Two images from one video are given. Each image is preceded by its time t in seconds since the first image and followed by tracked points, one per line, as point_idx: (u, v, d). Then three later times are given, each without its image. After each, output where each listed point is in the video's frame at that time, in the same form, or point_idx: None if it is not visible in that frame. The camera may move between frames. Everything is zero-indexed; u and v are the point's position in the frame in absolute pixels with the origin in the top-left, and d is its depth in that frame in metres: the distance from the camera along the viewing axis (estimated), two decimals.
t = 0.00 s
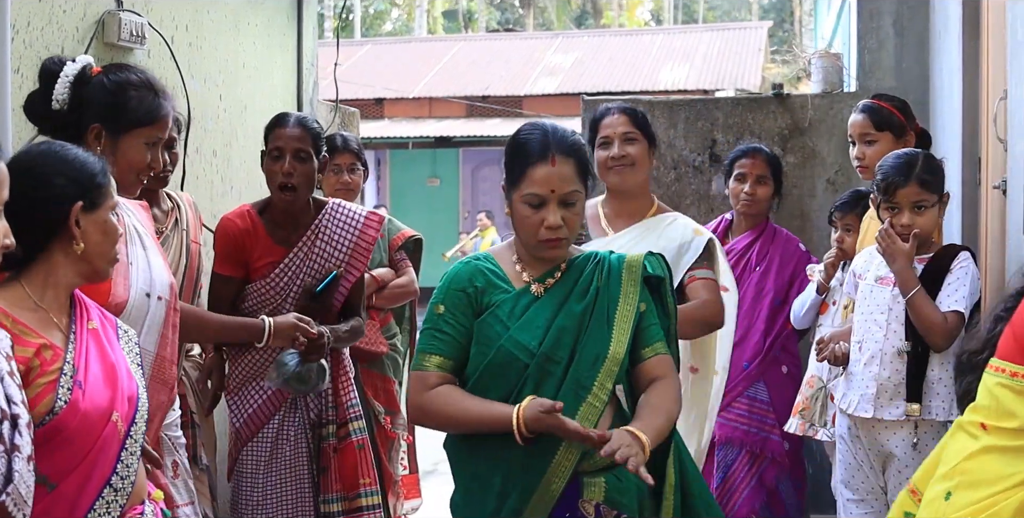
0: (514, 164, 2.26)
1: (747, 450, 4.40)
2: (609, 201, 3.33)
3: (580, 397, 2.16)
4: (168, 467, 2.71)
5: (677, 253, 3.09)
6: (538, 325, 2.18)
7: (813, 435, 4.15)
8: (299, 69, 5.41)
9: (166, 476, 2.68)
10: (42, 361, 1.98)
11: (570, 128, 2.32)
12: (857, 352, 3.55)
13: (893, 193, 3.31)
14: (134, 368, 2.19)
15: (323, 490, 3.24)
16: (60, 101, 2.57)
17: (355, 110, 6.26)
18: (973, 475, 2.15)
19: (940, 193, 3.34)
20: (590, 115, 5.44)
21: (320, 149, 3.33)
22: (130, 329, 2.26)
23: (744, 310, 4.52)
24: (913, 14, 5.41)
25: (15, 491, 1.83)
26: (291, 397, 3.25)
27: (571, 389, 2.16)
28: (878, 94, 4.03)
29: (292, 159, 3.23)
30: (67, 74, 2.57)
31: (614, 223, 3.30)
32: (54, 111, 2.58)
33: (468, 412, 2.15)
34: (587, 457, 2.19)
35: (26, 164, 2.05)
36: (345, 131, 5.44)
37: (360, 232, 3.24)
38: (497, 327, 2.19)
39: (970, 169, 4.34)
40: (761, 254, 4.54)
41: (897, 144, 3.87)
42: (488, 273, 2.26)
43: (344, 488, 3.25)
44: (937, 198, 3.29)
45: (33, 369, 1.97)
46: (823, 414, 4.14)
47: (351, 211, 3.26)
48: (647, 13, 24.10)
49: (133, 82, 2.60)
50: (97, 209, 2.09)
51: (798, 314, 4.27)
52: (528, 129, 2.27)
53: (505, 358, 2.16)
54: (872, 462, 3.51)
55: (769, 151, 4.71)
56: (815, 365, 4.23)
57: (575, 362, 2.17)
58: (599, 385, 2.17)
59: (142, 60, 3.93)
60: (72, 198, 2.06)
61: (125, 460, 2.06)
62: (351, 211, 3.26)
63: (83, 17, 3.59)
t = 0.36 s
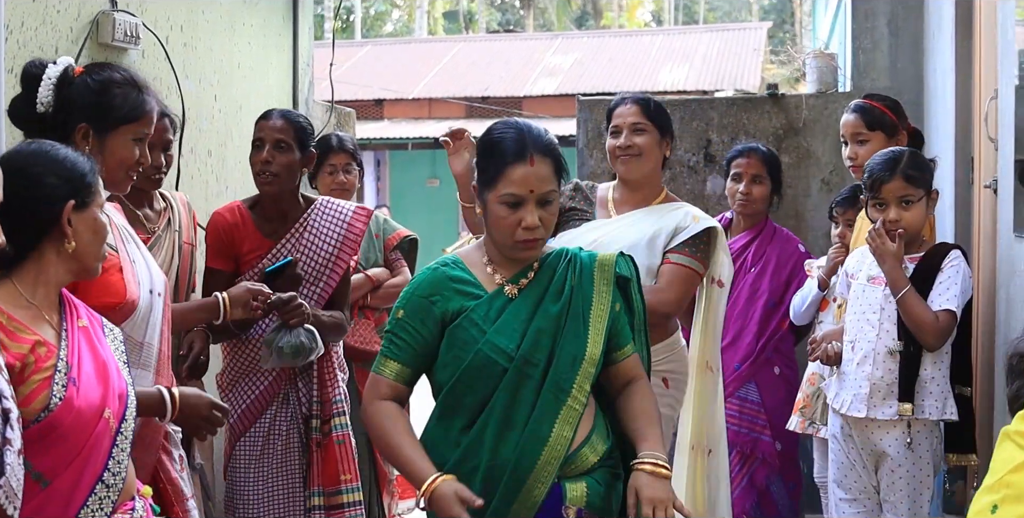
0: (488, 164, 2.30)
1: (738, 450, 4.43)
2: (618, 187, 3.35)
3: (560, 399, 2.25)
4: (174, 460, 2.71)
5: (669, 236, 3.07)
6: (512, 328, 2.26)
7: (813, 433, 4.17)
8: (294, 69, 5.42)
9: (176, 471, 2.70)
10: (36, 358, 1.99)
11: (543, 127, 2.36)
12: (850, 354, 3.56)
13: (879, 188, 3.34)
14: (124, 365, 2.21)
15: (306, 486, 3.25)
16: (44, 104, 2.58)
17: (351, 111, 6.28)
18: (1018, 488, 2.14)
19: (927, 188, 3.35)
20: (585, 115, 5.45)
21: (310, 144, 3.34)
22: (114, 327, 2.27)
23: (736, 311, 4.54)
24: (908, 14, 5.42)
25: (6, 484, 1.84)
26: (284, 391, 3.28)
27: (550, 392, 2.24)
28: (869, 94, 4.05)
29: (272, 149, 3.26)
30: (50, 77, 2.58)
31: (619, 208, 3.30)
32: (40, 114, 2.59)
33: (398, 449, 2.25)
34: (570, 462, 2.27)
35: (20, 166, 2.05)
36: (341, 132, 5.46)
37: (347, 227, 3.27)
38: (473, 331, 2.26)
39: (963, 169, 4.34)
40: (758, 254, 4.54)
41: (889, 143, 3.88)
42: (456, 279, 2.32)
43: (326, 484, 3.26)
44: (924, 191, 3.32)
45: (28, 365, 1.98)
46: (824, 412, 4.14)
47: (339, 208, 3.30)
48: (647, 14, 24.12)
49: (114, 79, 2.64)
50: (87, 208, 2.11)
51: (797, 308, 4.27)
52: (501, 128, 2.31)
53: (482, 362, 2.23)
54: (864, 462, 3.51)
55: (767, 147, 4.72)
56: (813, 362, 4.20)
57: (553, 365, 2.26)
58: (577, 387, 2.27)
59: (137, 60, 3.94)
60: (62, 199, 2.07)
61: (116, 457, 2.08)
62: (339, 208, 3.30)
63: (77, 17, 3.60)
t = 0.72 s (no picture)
0: (473, 166, 2.31)
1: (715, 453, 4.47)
2: (610, 193, 3.35)
3: (548, 401, 2.27)
4: (170, 458, 2.73)
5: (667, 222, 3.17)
6: (499, 329, 2.28)
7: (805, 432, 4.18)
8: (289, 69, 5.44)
9: (172, 469, 2.72)
10: (28, 360, 2.01)
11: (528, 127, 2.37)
12: (841, 354, 3.57)
13: (868, 191, 3.35)
14: (115, 364, 2.24)
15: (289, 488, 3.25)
16: (33, 108, 2.62)
17: (347, 111, 6.30)
18: None
19: (915, 189, 3.37)
20: (580, 115, 5.47)
21: (299, 144, 3.35)
22: (105, 326, 2.29)
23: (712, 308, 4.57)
24: (901, 14, 5.44)
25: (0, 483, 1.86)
26: (276, 389, 3.31)
27: (539, 394, 2.26)
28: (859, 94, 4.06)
29: (262, 151, 3.26)
30: (37, 81, 2.62)
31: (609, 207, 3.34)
32: (32, 118, 2.63)
33: (364, 484, 2.33)
34: (558, 464, 2.29)
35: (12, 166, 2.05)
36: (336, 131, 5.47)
37: (333, 225, 3.30)
38: (460, 334, 2.27)
39: (955, 169, 4.36)
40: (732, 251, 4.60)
41: (878, 143, 3.90)
42: (441, 283, 2.33)
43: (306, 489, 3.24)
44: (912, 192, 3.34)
45: (20, 368, 1.99)
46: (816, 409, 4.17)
47: (328, 208, 3.33)
48: (646, 13, 24.13)
49: (103, 78, 2.65)
50: (79, 208, 2.12)
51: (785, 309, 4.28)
52: (487, 129, 2.32)
53: (469, 364, 2.25)
54: (853, 462, 3.52)
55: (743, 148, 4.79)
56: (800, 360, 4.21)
57: (540, 365, 2.28)
58: (565, 387, 2.29)
59: (131, 61, 3.95)
60: (53, 199, 2.07)
61: (107, 457, 2.11)
62: (328, 208, 3.34)
63: (71, 18, 3.62)
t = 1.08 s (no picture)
0: (472, 165, 2.33)
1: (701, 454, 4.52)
2: (604, 192, 3.37)
3: (544, 400, 2.29)
4: (158, 457, 2.75)
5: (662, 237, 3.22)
6: (496, 329, 2.29)
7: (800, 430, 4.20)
8: (285, 69, 5.45)
9: (160, 468, 2.75)
10: (21, 361, 2.02)
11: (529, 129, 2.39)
12: (834, 355, 3.54)
13: (853, 198, 3.35)
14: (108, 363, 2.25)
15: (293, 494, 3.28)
16: (31, 107, 2.63)
17: (343, 110, 6.31)
18: None
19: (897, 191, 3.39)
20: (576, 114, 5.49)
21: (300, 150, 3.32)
22: (96, 323, 2.30)
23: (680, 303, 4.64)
24: (895, 14, 5.46)
25: None
26: (275, 391, 3.30)
27: (535, 393, 2.28)
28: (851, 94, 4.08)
29: (258, 158, 3.25)
30: (34, 81, 2.64)
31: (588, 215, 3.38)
32: (27, 117, 2.64)
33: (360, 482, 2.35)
34: (552, 463, 2.31)
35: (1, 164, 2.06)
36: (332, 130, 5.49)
37: (337, 233, 3.31)
38: (457, 333, 2.29)
39: (948, 168, 4.37)
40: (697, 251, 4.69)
41: (869, 143, 3.92)
42: (438, 281, 2.34)
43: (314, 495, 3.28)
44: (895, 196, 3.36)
45: (13, 368, 2.00)
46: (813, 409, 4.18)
47: (331, 212, 3.34)
48: (644, 12, 24.15)
49: (101, 78, 2.67)
50: (71, 206, 2.13)
51: (780, 308, 4.30)
52: (487, 129, 2.34)
53: (466, 363, 2.26)
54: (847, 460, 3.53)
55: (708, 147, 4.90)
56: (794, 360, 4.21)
57: (536, 365, 2.29)
58: (560, 387, 2.30)
59: (126, 60, 3.97)
60: (45, 198, 2.08)
61: (100, 455, 2.12)
62: (331, 212, 3.34)
63: (66, 18, 3.63)
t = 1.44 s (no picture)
0: (475, 165, 2.34)
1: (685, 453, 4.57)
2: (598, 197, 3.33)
3: (543, 399, 2.30)
4: (150, 455, 2.77)
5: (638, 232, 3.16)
6: (496, 329, 2.30)
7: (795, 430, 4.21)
8: (282, 68, 5.46)
9: (151, 466, 2.76)
10: (7, 360, 2.04)
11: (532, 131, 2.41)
12: (817, 366, 3.58)
13: (826, 212, 3.31)
14: (106, 364, 2.26)
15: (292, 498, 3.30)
16: (20, 106, 2.62)
17: (340, 109, 6.32)
18: None
19: (869, 202, 3.37)
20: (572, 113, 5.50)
21: (307, 150, 3.35)
22: (95, 324, 2.31)
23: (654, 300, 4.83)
24: (891, 13, 5.47)
25: None
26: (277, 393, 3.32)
27: (534, 392, 2.29)
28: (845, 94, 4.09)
29: (263, 160, 3.28)
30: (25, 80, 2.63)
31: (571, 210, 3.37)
32: (17, 118, 2.63)
33: (363, 481, 2.37)
34: (549, 461, 2.32)
35: None
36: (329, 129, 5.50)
37: (344, 233, 3.31)
38: (457, 333, 2.30)
39: (943, 168, 4.39)
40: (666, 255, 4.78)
41: (863, 143, 3.92)
42: (439, 281, 2.36)
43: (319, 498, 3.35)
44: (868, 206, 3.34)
45: None
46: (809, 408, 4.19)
47: (336, 213, 3.34)
48: (643, 10, 24.17)
49: (93, 79, 2.70)
50: (61, 207, 2.15)
51: (775, 309, 4.30)
52: (491, 130, 2.35)
53: (466, 362, 2.27)
54: (834, 461, 3.51)
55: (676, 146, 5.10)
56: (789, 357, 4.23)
57: (535, 364, 2.30)
58: (559, 387, 2.31)
59: (123, 60, 3.97)
60: (34, 198, 2.10)
61: (92, 455, 2.13)
62: (336, 212, 3.34)
63: (63, 18, 3.63)
